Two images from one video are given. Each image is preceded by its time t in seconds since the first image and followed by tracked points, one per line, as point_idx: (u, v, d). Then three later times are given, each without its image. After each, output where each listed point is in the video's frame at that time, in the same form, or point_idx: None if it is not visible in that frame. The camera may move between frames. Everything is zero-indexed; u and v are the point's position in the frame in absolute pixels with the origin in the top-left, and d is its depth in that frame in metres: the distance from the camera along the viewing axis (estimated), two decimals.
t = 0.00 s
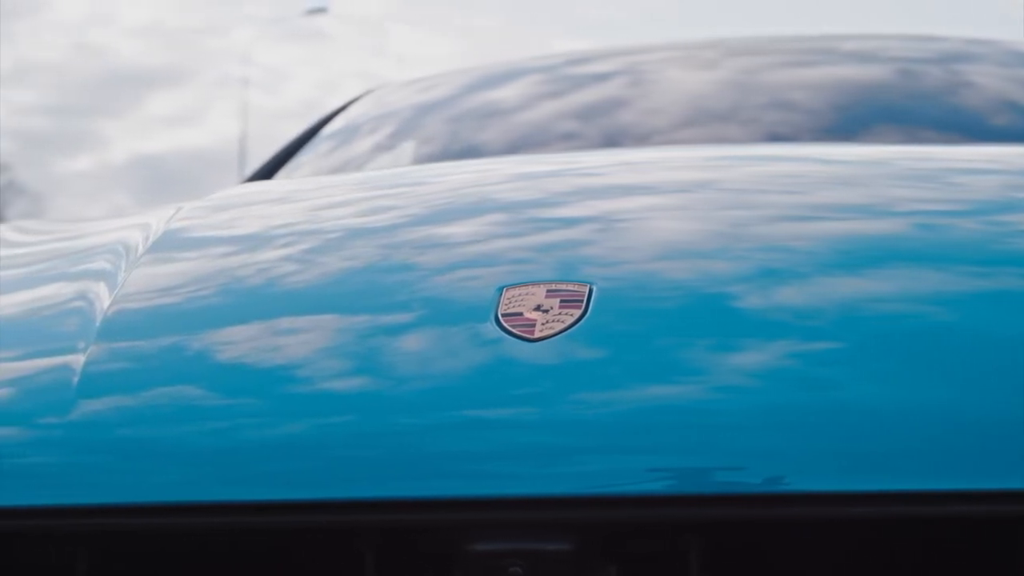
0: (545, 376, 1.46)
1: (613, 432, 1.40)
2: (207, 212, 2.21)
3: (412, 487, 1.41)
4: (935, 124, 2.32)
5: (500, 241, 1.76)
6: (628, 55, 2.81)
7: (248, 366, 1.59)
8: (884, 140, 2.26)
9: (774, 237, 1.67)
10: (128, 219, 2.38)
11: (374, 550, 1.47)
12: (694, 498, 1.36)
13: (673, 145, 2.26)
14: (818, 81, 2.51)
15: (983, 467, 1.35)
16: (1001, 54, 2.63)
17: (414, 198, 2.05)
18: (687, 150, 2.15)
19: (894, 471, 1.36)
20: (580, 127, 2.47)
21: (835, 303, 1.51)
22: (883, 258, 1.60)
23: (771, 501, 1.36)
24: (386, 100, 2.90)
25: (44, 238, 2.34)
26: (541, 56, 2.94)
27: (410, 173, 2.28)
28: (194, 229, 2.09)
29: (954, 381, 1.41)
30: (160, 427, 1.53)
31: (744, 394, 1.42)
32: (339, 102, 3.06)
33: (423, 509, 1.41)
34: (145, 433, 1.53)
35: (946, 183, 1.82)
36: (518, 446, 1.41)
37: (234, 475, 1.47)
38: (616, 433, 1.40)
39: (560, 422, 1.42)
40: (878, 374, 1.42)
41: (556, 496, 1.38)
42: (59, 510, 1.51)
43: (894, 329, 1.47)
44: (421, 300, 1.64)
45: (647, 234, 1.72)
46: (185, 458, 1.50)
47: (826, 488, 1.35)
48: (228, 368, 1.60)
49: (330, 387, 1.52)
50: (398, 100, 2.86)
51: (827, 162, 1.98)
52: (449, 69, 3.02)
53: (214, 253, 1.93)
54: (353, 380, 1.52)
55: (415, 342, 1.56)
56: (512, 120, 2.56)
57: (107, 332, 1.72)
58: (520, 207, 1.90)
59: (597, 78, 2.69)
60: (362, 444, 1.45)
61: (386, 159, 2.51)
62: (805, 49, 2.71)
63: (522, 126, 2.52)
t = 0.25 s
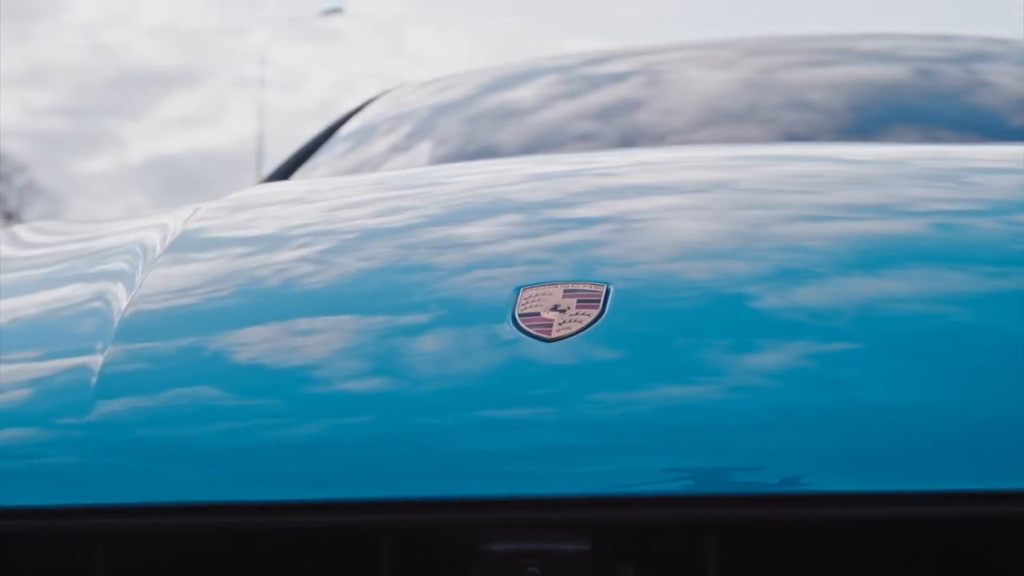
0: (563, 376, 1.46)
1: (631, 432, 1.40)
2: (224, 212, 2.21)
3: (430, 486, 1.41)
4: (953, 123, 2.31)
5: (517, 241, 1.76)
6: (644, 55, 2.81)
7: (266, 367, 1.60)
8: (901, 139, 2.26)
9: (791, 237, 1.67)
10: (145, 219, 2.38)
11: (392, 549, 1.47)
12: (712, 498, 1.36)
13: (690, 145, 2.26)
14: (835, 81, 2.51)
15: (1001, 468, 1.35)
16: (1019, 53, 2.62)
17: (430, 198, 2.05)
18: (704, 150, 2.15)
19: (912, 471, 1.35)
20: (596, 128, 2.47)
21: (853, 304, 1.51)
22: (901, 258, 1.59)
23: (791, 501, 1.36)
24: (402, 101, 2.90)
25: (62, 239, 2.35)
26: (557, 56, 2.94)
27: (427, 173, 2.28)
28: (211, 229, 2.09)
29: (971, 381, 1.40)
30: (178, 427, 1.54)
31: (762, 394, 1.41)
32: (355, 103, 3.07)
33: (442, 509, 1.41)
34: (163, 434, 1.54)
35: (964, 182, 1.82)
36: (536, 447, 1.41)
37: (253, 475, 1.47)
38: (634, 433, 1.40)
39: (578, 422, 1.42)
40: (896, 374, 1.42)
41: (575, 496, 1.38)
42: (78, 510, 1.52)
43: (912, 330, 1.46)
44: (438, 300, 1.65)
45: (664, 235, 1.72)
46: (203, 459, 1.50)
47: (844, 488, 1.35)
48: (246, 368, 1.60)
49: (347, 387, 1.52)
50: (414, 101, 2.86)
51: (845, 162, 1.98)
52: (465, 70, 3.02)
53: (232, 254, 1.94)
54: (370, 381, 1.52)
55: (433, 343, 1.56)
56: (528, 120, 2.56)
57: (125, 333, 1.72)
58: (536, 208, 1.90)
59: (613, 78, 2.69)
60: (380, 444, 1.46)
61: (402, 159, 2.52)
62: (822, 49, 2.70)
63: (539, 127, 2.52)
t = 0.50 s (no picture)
0: (579, 376, 1.46)
1: (647, 432, 1.40)
2: (241, 213, 2.22)
3: (447, 487, 1.42)
4: (970, 122, 2.31)
5: (533, 242, 1.76)
6: (660, 55, 2.81)
7: (283, 368, 1.60)
8: (919, 138, 2.25)
9: (808, 236, 1.67)
10: (162, 220, 2.39)
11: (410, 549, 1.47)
12: (730, 498, 1.36)
13: (706, 145, 2.26)
14: (852, 81, 2.50)
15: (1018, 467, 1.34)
16: None
17: (447, 199, 2.05)
18: (721, 150, 2.15)
19: (930, 471, 1.35)
20: (613, 128, 2.47)
21: (870, 304, 1.51)
22: (919, 258, 1.59)
23: (809, 501, 1.35)
24: (418, 101, 2.91)
25: (80, 239, 2.36)
26: (573, 56, 2.94)
27: (443, 174, 2.28)
28: (228, 230, 2.10)
29: (988, 381, 1.40)
30: (196, 427, 1.54)
31: (779, 394, 1.41)
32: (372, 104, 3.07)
33: (459, 509, 1.41)
34: (180, 434, 1.54)
35: (982, 182, 1.82)
36: (553, 447, 1.41)
37: (270, 475, 1.48)
38: (651, 433, 1.40)
39: (595, 422, 1.42)
40: (912, 374, 1.41)
41: (592, 496, 1.38)
42: (96, 510, 1.52)
43: (929, 329, 1.46)
44: (455, 301, 1.65)
45: (681, 235, 1.72)
46: (221, 459, 1.51)
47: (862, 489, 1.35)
48: (263, 369, 1.60)
49: (364, 388, 1.53)
50: (431, 102, 2.86)
51: (862, 161, 1.98)
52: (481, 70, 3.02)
53: (249, 255, 1.94)
54: (387, 382, 1.53)
55: (449, 343, 1.56)
56: (544, 121, 2.56)
57: (142, 334, 1.73)
58: (553, 208, 1.90)
59: (630, 78, 2.69)
60: (396, 444, 1.46)
61: (418, 159, 2.52)
62: (839, 48, 2.70)
63: (555, 127, 2.52)
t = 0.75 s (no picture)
0: (599, 377, 1.46)
1: (667, 432, 1.40)
2: (261, 214, 2.22)
3: (467, 487, 1.42)
4: (992, 122, 2.30)
5: (553, 242, 1.76)
6: (680, 55, 2.81)
7: (303, 369, 1.60)
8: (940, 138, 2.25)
9: (829, 236, 1.66)
10: (183, 221, 2.40)
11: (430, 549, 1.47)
12: (751, 497, 1.36)
13: (725, 145, 2.25)
14: (873, 80, 2.50)
15: None
16: None
17: (466, 199, 2.06)
18: (741, 150, 2.15)
19: (952, 471, 1.34)
20: (632, 129, 2.47)
21: (890, 304, 1.51)
22: (940, 258, 1.59)
23: (830, 501, 1.35)
24: (438, 102, 2.91)
25: (101, 240, 2.37)
26: (592, 56, 2.94)
27: (462, 174, 2.29)
28: (248, 231, 2.11)
29: (1009, 382, 1.40)
30: (217, 428, 1.55)
31: (799, 394, 1.41)
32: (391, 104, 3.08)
33: (479, 509, 1.41)
34: (201, 434, 1.55)
35: (1003, 181, 1.81)
36: (573, 447, 1.41)
37: (291, 475, 1.48)
38: (671, 433, 1.40)
39: (615, 423, 1.42)
40: (933, 375, 1.41)
41: (613, 496, 1.38)
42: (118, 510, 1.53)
43: (950, 330, 1.46)
44: (474, 301, 1.65)
45: (701, 235, 1.71)
46: (242, 459, 1.51)
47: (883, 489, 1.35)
48: (283, 370, 1.61)
49: (384, 389, 1.53)
50: (450, 102, 2.87)
51: (883, 160, 1.97)
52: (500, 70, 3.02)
53: (269, 256, 1.95)
54: (407, 383, 1.53)
55: (469, 344, 1.56)
56: (564, 121, 2.56)
57: (163, 335, 1.74)
58: (572, 208, 1.90)
59: (649, 78, 2.69)
60: (417, 445, 1.46)
61: (438, 160, 2.52)
62: (860, 47, 2.69)
63: (575, 128, 2.52)
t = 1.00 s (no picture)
0: (616, 377, 1.46)
1: (685, 432, 1.40)
2: (278, 214, 2.23)
3: (485, 487, 1.42)
4: (1010, 121, 2.29)
5: (570, 242, 1.76)
6: (697, 55, 2.81)
7: (321, 370, 1.61)
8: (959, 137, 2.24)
9: (847, 236, 1.66)
10: (200, 222, 2.41)
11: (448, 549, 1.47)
12: (769, 497, 1.36)
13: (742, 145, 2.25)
14: (890, 80, 2.49)
15: None
16: None
17: (483, 200, 2.06)
18: (758, 150, 2.15)
19: (970, 471, 1.34)
20: (649, 129, 2.47)
21: (909, 304, 1.50)
22: (958, 258, 1.58)
23: (848, 501, 1.35)
24: (454, 102, 2.91)
25: (119, 241, 2.38)
26: (609, 56, 2.94)
27: (479, 174, 2.29)
28: (265, 232, 2.11)
29: None
30: (236, 428, 1.55)
31: (817, 395, 1.41)
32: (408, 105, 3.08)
33: (497, 509, 1.41)
34: (220, 434, 1.55)
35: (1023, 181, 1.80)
36: (591, 448, 1.42)
37: (309, 475, 1.48)
38: (689, 433, 1.40)
39: (633, 423, 1.42)
40: (951, 376, 1.41)
41: (631, 496, 1.38)
42: (136, 509, 1.53)
43: (968, 331, 1.46)
44: (491, 302, 1.65)
45: (718, 235, 1.71)
46: (260, 459, 1.51)
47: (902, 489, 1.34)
48: (300, 371, 1.61)
49: (402, 389, 1.53)
50: (467, 102, 2.87)
51: (901, 160, 1.97)
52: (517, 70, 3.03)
53: (286, 256, 1.95)
54: (425, 383, 1.53)
55: (486, 344, 1.57)
56: (580, 122, 2.56)
57: (181, 336, 1.74)
58: (589, 209, 1.90)
59: (666, 78, 2.69)
60: (435, 445, 1.46)
61: (455, 160, 2.53)
62: (877, 46, 2.69)
63: (591, 128, 2.52)
